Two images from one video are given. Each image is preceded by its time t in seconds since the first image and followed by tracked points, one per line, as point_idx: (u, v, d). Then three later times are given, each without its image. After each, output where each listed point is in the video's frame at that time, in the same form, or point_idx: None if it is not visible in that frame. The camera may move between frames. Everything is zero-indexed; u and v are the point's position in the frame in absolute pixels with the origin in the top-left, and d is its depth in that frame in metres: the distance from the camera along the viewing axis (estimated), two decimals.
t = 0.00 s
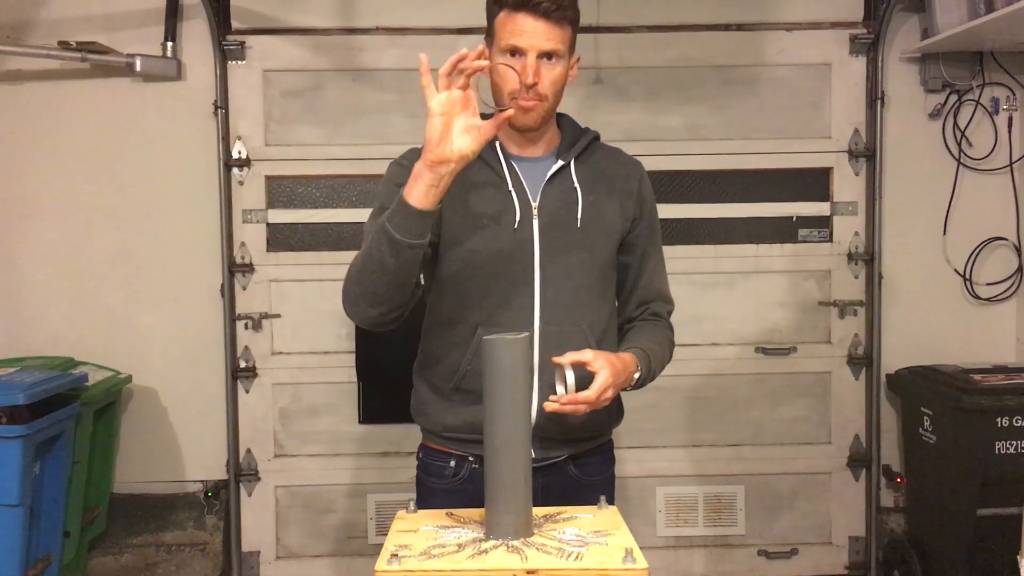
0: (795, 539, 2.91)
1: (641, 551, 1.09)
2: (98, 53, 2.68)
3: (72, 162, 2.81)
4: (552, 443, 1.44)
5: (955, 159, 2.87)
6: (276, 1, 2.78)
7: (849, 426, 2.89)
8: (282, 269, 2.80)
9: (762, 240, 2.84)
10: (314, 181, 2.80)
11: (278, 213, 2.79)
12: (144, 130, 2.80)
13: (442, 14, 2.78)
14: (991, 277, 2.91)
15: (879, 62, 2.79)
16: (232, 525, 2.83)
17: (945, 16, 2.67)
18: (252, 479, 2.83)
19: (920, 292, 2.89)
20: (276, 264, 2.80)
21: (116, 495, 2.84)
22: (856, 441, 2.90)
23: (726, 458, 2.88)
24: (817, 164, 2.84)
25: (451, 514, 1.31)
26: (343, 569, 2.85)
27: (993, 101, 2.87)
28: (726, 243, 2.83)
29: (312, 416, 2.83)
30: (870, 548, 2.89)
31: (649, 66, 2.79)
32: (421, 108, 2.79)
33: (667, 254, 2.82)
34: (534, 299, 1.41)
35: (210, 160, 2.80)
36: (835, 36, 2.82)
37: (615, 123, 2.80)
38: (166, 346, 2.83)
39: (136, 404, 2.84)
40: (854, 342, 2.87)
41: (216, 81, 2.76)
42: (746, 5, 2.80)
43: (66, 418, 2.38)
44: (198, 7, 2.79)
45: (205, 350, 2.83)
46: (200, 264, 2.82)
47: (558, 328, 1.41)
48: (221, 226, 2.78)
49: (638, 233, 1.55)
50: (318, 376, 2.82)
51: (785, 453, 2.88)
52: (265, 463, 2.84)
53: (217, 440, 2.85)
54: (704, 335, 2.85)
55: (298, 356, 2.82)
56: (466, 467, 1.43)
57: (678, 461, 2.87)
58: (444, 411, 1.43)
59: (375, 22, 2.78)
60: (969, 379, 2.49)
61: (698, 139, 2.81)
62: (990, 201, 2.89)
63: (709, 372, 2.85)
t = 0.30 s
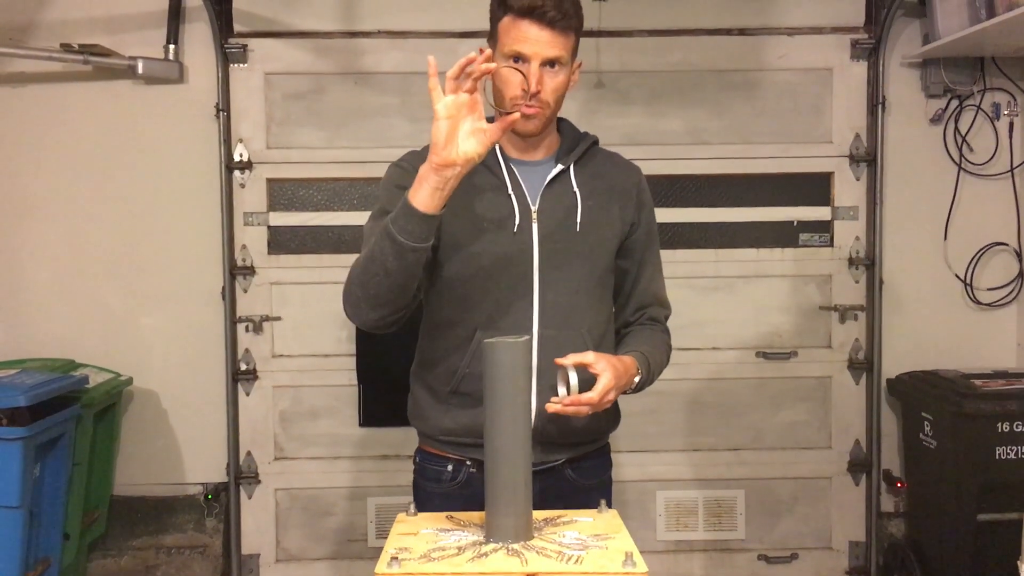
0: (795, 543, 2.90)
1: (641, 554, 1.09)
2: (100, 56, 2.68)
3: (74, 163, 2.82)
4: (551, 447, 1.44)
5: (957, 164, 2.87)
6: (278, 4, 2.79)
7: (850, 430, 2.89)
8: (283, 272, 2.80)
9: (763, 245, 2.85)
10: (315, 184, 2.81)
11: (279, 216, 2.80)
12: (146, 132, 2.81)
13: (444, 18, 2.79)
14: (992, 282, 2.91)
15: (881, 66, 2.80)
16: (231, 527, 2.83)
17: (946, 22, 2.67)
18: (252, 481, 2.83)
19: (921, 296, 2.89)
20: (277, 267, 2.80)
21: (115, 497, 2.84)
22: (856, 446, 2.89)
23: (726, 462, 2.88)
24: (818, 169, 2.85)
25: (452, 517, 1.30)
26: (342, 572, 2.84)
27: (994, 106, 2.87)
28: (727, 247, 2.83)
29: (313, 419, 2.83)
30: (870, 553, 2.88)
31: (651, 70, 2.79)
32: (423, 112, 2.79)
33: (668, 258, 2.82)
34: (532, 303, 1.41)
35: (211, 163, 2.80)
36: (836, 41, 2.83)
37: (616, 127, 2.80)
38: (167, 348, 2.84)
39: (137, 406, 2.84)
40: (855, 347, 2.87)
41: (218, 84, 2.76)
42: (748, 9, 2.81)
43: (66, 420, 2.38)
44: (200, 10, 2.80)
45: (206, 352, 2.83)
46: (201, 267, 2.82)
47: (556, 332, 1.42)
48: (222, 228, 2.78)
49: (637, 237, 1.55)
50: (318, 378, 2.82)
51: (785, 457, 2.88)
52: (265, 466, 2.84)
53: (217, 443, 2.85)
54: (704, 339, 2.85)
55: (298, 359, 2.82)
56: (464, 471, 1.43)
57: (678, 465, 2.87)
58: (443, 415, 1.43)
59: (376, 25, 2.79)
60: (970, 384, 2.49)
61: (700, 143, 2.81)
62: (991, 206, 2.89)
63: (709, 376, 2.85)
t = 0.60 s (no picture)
0: (794, 545, 2.90)
1: (640, 555, 1.09)
2: (101, 56, 2.68)
3: (75, 163, 2.82)
4: (550, 448, 1.45)
5: (957, 166, 2.88)
6: (279, 5, 2.79)
7: (849, 432, 2.89)
8: (283, 272, 2.80)
9: (763, 246, 2.85)
10: (315, 184, 2.81)
11: (280, 216, 2.80)
12: (147, 132, 2.81)
13: (445, 19, 2.79)
14: (992, 284, 2.91)
15: (881, 68, 2.80)
16: (230, 527, 2.83)
17: (946, 24, 2.67)
18: (251, 482, 2.83)
19: (921, 298, 2.90)
20: (277, 267, 2.80)
21: (115, 497, 2.84)
22: (856, 448, 2.89)
23: (726, 463, 2.88)
24: (818, 171, 2.85)
25: (451, 518, 1.30)
26: (341, 572, 2.84)
27: (994, 108, 2.87)
28: (727, 248, 2.83)
29: (312, 419, 2.83)
30: (869, 555, 2.89)
31: (652, 71, 2.80)
32: (423, 112, 2.80)
33: (668, 259, 2.82)
34: (531, 305, 1.41)
35: (212, 163, 2.81)
36: (836, 43, 2.83)
37: (616, 128, 2.80)
38: (167, 348, 2.84)
39: (136, 406, 2.84)
40: (855, 349, 2.87)
41: (219, 84, 2.77)
42: (749, 11, 2.81)
43: (66, 420, 2.38)
44: (201, 11, 2.80)
45: (206, 351, 2.83)
46: (201, 266, 2.82)
47: (555, 334, 1.42)
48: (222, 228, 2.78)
49: (635, 239, 1.56)
50: (318, 379, 2.82)
51: (785, 459, 2.88)
52: (264, 466, 2.84)
53: (216, 443, 2.85)
54: (704, 341, 2.85)
55: (298, 359, 2.82)
56: (462, 472, 1.43)
57: (678, 467, 2.87)
58: (443, 416, 1.43)
59: (377, 26, 2.79)
60: (969, 386, 2.49)
61: (700, 144, 2.82)
62: (991, 209, 2.90)
63: (709, 378, 2.86)
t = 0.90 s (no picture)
0: (792, 541, 2.91)
1: (638, 551, 1.10)
2: (99, 51, 2.68)
3: (73, 159, 2.82)
4: (548, 446, 1.45)
5: (955, 163, 2.88)
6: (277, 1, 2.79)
7: (847, 429, 2.90)
8: (282, 268, 2.80)
9: (761, 243, 2.85)
10: (314, 181, 2.81)
11: (278, 212, 2.80)
12: (145, 128, 2.80)
13: (444, 15, 2.79)
14: (990, 281, 2.92)
15: (880, 66, 2.80)
16: (229, 523, 2.83)
17: (945, 21, 2.67)
18: (250, 478, 2.83)
19: (919, 295, 2.90)
20: (276, 263, 2.80)
21: (113, 493, 2.84)
22: (854, 444, 2.90)
23: (724, 460, 2.88)
24: (817, 168, 2.85)
25: (450, 514, 1.31)
26: (340, 568, 2.85)
27: (992, 105, 2.87)
28: (725, 245, 2.84)
29: (311, 415, 2.84)
30: (867, 551, 2.89)
31: (650, 68, 2.79)
32: (422, 108, 2.79)
33: (667, 256, 2.82)
34: (532, 302, 1.41)
35: (211, 159, 2.80)
36: (835, 40, 2.83)
37: (615, 125, 2.80)
38: (165, 344, 2.84)
39: (135, 402, 2.84)
40: (853, 345, 2.87)
41: (217, 80, 2.76)
42: (747, 7, 2.81)
43: (64, 416, 2.38)
44: (199, 6, 2.80)
45: (204, 348, 2.83)
46: (200, 262, 2.82)
47: (554, 332, 1.42)
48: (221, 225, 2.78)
49: (633, 238, 1.56)
50: (317, 375, 2.82)
51: (783, 456, 2.89)
52: (263, 462, 2.84)
53: (215, 439, 2.85)
54: (702, 337, 2.85)
55: (297, 356, 2.82)
56: (460, 469, 1.43)
57: (677, 463, 2.87)
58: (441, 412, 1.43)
59: (376, 22, 2.78)
60: (967, 383, 2.49)
61: (698, 141, 2.81)
62: (989, 206, 2.90)
63: (707, 375, 2.86)
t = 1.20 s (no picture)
0: (789, 534, 2.92)
1: (637, 544, 1.10)
2: (96, 44, 2.67)
3: (70, 153, 2.81)
4: (547, 439, 1.45)
5: (953, 156, 2.88)
6: None
7: (845, 422, 2.90)
8: (280, 261, 2.79)
9: (759, 237, 2.85)
10: (312, 174, 2.80)
11: (276, 206, 2.79)
12: (142, 121, 2.79)
13: (442, 8, 2.78)
14: (988, 274, 2.92)
15: (879, 59, 2.80)
16: (227, 517, 2.83)
17: (944, 13, 2.66)
18: (248, 471, 2.83)
19: (917, 289, 2.90)
20: (273, 257, 2.79)
21: (111, 487, 2.84)
22: (852, 437, 2.90)
23: (721, 453, 2.88)
24: (815, 161, 2.85)
25: (448, 507, 1.31)
26: (338, 562, 2.85)
27: (991, 98, 2.87)
28: (723, 238, 2.83)
29: (309, 409, 2.83)
30: (864, 544, 2.90)
31: (649, 60, 2.79)
32: (420, 101, 2.78)
33: (665, 249, 2.82)
34: (531, 294, 1.41)
35: (209, 152, 2.79)
36: (834, 33, 2.82)
37: (613, 118, 2.80)
38: (163, 338, 2.83)
39: (133, 396, 2.83)
40: (851, 339, 2.87)
41: (214, 73, 2.75)
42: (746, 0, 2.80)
43: (62, 409, 2.37)
44: None
45: (202, 341, 2.83)
46: (197, 256, 2.82)
47: (553, 326, 1.42)
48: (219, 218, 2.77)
49: (631, 229, 1.56)
50: (315, 368, 2.82)
51: (781, 449, 2.89)
52: (261, 456, 2.84)
53: (214, 433, 2.85)
54: (701, 331, 2.85)
55: (295, 349, 2.81)
56: (458, 463, 1.43)
57: (675, 457, 2.87)
58: (439, 406, 1.43)
59: (374, 15, 2.77)
60: (965, 376, 2.49)
61: (697, 134, 2.81)
62: (987, 199, 2.90)
63: (704, 368, 2.86)
